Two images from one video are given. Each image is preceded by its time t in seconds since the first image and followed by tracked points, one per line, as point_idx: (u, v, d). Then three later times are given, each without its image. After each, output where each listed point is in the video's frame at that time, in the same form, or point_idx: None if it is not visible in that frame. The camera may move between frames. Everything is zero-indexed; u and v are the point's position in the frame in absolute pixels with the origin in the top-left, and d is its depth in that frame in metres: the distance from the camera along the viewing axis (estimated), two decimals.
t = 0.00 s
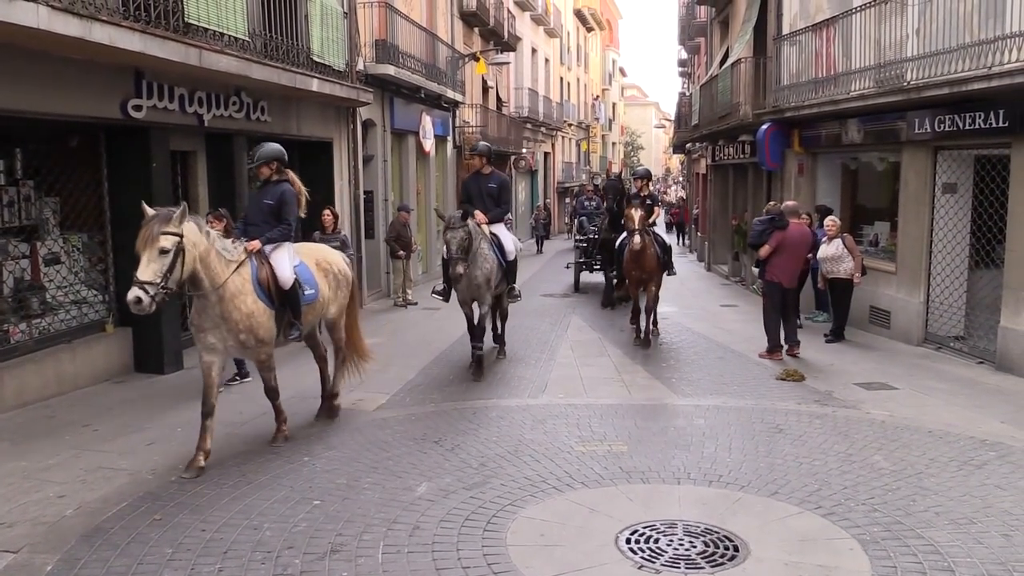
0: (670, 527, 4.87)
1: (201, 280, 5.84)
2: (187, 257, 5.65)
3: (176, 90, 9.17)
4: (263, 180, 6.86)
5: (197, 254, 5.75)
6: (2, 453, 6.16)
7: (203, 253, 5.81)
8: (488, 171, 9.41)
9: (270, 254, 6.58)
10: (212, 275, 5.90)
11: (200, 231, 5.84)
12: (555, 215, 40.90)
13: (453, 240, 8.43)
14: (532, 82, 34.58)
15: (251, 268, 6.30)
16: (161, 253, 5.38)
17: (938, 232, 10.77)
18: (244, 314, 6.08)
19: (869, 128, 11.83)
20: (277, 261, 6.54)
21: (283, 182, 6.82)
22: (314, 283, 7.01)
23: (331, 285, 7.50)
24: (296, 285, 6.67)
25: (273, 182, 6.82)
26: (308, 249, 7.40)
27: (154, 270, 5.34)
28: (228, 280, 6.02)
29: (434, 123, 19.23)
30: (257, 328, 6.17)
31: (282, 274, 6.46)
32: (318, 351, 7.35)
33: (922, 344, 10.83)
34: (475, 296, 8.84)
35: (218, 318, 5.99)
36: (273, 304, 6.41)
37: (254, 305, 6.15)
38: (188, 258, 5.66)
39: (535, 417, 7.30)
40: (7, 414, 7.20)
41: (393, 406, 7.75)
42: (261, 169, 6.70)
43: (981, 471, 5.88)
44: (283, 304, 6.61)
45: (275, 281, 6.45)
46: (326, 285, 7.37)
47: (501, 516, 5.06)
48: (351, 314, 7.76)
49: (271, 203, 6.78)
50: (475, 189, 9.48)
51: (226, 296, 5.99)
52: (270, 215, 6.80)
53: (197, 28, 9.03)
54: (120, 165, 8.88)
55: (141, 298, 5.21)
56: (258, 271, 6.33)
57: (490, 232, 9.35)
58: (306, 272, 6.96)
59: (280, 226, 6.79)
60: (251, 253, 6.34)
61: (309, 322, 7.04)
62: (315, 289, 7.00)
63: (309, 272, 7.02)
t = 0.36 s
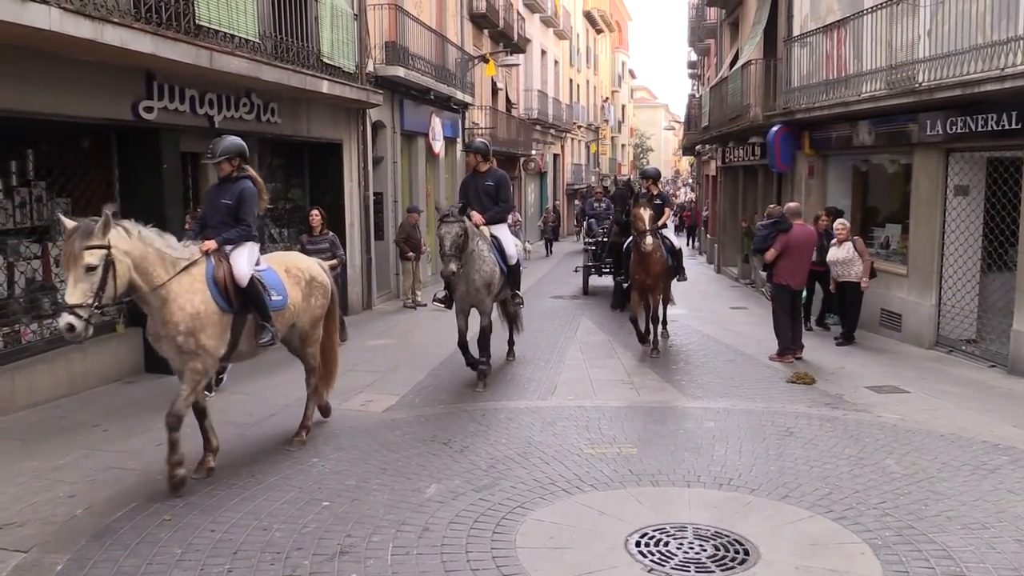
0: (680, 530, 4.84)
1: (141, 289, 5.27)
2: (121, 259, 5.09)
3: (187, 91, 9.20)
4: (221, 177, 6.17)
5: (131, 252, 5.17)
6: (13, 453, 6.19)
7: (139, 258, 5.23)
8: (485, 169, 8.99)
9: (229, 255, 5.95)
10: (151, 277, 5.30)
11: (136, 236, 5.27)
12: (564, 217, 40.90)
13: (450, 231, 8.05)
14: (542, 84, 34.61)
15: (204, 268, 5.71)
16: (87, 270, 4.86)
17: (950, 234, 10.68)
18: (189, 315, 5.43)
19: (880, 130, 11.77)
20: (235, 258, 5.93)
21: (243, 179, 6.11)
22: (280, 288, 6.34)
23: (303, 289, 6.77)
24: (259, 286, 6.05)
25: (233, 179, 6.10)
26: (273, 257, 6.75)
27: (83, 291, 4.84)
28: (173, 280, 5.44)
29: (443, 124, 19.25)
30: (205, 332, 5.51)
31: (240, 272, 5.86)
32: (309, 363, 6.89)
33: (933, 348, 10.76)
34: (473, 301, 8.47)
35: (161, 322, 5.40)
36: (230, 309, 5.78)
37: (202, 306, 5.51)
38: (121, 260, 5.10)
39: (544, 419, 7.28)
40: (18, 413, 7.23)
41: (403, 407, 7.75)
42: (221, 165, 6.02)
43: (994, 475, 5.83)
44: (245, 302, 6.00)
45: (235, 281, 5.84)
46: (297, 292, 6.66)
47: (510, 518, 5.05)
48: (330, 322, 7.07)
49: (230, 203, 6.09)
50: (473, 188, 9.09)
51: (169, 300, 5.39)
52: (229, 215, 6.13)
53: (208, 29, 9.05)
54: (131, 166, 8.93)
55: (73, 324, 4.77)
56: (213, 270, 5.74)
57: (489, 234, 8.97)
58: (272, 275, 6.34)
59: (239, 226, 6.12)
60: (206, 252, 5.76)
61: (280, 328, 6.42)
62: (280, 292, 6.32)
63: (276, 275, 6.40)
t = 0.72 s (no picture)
0: (690, 533, 4.83)
1: (70, 298, 4.79)
2: (38, 267, 4.60)
3: (198, 93, 9.24)
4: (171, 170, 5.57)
5: (54, 256, 4.71)
6: (25, 452, 6.22)
7: (62, 263, 4.74)
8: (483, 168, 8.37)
9: (178, 254, 5.40)
10: (78, 283, 4.81)
11: (55, 240, 4.76)
12: (574, 219, 40.88)
13: (438, 231, 7.42)
14: (552, 85, 34.59)
15: (145, 272, 5.23)
16: None
17: (962, 238, 10.61)
18: (127, 323, 4.99)
19: (892, 132, 11.72)
20: (181, 260, 5.34)
21: (191, 171, 5.49)
22: (240, 293, 5.78)
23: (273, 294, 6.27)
24: (209, 291, 5.46)
25: (179, 171, 5.48)
26: (234, 261, 6.20)
27: None
28: (109, 284, 4.97)
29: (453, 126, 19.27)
30: (146, 341, 5.05)
31: (183, 274, 5.26)
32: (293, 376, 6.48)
33: (944, 351, 10.70)
34: (466, 312, 7.95)
35: (98, 331, 4.96)
36: (176, 316, 5.26)
37: (141, 309, 5.05)
38: (38, 269, 4.60)
39: (553, 421, 7.28)
40: (30, 413, 7.27)
41: (412, 408, 7.76)
42: (166, 155, 5.40)
43: (1006, 480, 5.79)
44: (192, 310, 5.38)
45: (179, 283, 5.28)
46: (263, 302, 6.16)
47: (519, 520, 5.04)
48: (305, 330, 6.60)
49: (176, 198, 5.44)
50: (469, 188, 8.48)
51: (103, 305, 4.92)
52: (178, 213, 5.49)
53: (220, 31, 9.08)
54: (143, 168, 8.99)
55: None
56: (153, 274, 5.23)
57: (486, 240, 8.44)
58: (232, 280, 5.80)
59: (189, 223, 5.41)
60: (155, 257, 5.23)
61: (238, 341, 5.82)
62: (239, 297, 5.76)
63: (236, 280, 5.84)
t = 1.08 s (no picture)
0: (700, 534, 4.82)
1: None
2: None
3: (209, 95, 9.28)
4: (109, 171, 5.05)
5: None
6: (38, 453, 6.26)
7: None
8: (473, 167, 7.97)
9: (105, 270, 4.91)
10: None
11: None
12: (583, 220, 40.86)
13: (422, 254, 6.81)
14: (560, 86, 34.58)
15: (63, 288, 4.79)
16: None
17: (973, 238, 10.56)
18: (50, 353, 4.63)
19: (902, 132, 11.68)
20: (109, 275, 4.89)
21: (130, 174, 4.97)
22: (172, 304, 5.34)
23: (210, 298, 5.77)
24: (137, 308, 5.05)
25: (114, 173, 4.97)
26: (169, 262, 5.75)
27: None
28: (18, 306, 4.55)
29: (462, 127, 19.30)
30: (72, 369, 4.71)
31: (108, 292, 4.83)
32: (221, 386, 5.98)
33: (956, 352, 10.65)
34: (452, 319, 7.47)
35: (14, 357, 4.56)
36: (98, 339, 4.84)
37: (62, 339, 4.68)
38: None
39: (562, 422, 7.27)
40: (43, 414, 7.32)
41: (421, 409, 7.77)
42: (99, 155, 4.88)
43: (1019, 482, 5.75)
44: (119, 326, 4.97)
45: (102, 303, 4.83)
46: (200, 304, 5.66)
47: (529, 521, 5.04)
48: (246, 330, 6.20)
49: (111, 203, 4.91)
50: (459, 188, 8.08)
51: (16, 331, 4.53)
52: (112, 219, 4.98)
53: (230, 33, 9.12)
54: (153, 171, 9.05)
55: None
56: (73, 290, 4.80)
57: (475, 242, 7.96)
58: (166, 288, 5.38)
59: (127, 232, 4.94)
60: (85, 270, 4.78)
61: (171, 355, 5.40)
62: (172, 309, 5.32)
63: (169, 289, 5.38)
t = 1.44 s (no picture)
0: (711, 533, 4.81)
1: None
2: None
3: (218, 97, 9.32)
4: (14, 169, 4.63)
5: None
6: (50, 454, 6.30)
7: None
8: (459, 162, 7.31)
9: None
10: None
11: None
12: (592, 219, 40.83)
13: (393, 244, 6.29)
14: (569, 86, 34.57)
15: None
16: None
17: (985, 235, 10.50)
18: None
19: (913, 129, 11.62)
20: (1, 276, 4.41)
21: (32, 171, 4.54)
22: (86, 315, 4.76)
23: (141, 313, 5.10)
24: (33, 314, 4.51)
25: (16, 171, 4.52)
26: (90, 272, 5.14)
27: None
28: None
29: (470, 127, 19.33)
30: None
31: None
32: (164, 413, 5.23)
33: (968, 349, 10.60)
34: (437, 325, 6.90)
35: None
36: None
37: None
38: None
39: (572, 421, 7.27)
40: (55, 415, 7.36)
41: (431, 409, 7.78)
42: None
43: None
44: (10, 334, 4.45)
45: None
46: (123, 315, 5.01)
47: (540, 520, 5.04)
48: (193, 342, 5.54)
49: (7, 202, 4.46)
50: (445, 186, 7.41)
51: None
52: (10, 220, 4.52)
53: (239, 36, 9.16)
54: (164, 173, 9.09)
55: None
56: None
57: (463, 243, 7.34)
58: (79, 296, 4.80)
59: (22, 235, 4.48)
60: None
61: (85, 371, 4.78)
62: (85, 320, 4.74)
63: (85, 297, 4.82)
